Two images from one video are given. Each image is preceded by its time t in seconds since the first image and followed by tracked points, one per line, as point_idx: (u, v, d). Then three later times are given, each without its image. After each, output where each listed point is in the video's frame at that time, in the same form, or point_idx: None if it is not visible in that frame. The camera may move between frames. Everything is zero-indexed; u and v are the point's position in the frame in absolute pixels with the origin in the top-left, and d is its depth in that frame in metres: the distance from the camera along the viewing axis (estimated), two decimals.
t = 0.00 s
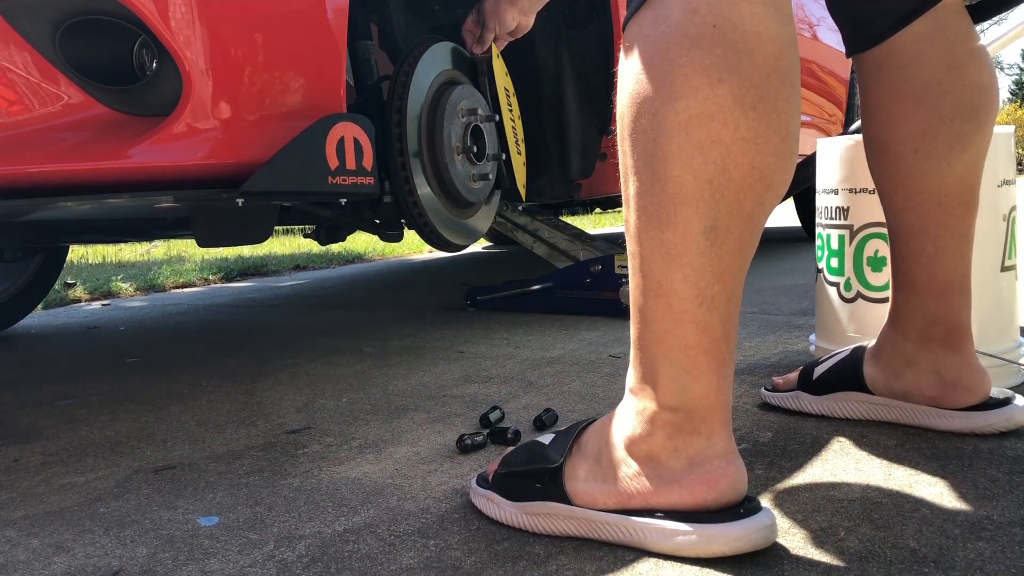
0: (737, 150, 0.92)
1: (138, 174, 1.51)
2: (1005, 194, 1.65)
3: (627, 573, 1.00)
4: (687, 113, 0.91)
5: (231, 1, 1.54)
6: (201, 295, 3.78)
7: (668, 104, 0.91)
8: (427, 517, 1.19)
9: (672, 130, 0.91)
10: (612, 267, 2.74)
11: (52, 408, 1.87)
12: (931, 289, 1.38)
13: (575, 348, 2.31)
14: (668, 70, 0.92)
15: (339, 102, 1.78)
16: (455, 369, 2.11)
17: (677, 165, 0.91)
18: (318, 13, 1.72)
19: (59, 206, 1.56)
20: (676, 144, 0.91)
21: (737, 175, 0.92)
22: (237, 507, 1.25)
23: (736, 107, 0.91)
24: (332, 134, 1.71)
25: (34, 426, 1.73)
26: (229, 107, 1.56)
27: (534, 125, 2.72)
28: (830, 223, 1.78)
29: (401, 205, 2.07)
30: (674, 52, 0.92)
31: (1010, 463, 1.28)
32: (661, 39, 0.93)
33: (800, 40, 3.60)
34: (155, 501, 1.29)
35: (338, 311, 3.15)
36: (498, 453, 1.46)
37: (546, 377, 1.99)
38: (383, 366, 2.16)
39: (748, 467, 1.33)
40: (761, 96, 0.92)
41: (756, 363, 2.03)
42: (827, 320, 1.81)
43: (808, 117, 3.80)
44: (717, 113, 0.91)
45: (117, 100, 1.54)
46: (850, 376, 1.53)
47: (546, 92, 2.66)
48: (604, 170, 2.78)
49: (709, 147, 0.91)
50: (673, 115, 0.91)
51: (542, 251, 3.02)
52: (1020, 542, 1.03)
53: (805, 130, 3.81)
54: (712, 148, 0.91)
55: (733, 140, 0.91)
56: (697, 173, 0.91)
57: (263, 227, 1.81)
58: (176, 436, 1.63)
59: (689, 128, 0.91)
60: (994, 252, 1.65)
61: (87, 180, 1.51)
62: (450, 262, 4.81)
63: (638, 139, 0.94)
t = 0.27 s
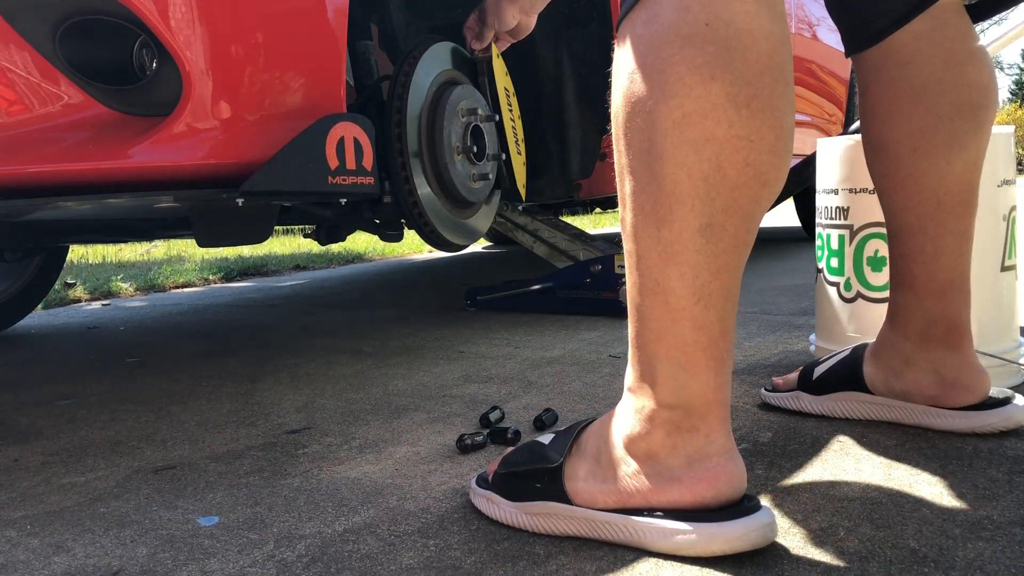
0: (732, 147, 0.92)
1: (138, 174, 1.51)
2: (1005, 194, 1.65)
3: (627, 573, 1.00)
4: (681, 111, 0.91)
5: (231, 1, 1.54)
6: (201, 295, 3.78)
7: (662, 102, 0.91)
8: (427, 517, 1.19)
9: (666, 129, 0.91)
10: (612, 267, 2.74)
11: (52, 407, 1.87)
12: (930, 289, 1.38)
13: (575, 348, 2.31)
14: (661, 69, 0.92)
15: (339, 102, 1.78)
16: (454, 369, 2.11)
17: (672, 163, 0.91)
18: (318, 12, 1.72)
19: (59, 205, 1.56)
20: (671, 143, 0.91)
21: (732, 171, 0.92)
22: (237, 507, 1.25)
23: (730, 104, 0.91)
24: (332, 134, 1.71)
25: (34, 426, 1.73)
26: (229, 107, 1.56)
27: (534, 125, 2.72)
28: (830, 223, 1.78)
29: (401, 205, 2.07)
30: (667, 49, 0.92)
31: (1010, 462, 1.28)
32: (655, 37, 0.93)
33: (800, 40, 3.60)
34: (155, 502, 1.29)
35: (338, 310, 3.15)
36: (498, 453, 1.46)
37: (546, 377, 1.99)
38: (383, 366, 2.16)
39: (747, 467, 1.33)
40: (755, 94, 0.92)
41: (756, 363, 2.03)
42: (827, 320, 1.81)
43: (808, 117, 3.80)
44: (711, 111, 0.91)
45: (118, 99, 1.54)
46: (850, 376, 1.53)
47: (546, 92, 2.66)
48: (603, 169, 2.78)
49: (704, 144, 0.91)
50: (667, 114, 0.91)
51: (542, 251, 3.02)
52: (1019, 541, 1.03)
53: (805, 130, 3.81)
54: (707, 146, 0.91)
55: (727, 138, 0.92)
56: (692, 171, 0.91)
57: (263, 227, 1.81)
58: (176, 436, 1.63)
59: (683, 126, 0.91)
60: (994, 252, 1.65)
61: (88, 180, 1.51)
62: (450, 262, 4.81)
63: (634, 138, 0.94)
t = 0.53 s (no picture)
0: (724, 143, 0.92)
1: (138, 174, 1.51)
2: (1005, 194, 1.65)
3: (627, 573, 1.00)
4: (673, 107, 0.91)
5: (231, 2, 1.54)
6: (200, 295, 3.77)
7: (653, 100, 0.91)
8: (427, 517, 1.19)
9: (656, 126, 0.91)
10: (612, 267, 2.74)
11: (52, 407, 1.87)
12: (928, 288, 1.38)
13: (575, 348, 2.31)
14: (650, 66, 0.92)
15: (339, 102, 1.78)
16: (454, 369, 2.11)
17: (664, 160, 0.92)
18: (318, 13, 1.72)
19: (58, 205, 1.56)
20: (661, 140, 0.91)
21: (727, 168, 0.92)
22: (237, 507, 1.25)
23: (721, 100, 0.92)
24: (332, 134, 1.71)
25: (35, 426, 1.73)
26: (228, 107, 1.56)
27: (534, 125, 2.72)
28: (830, 223, 1.78)
29: (401, 205, 2.07)
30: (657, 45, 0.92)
31: (1009, 463, 1.28)
32: (647, 34, 0.93)
33: (800, 40, 3.60)
34: (155, 502, 1.29)
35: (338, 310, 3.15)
36: (498, 453, 1.46)
37: (546, 377, 1.99)
38: (383, 366, 2.16)
39: (747, 467, 1.33)
40: (745, 89, 0.92)
41: (756, 363, 2.03)
42: (827, 320, 1.81)
43: (808, 116, 3.80)
44: (703, 107, 0.91)
45: (118, 99, 1.54)
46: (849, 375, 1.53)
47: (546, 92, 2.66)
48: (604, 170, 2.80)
49: (696, 140, 0.91)
50: (659, 110, 0.91)
51: (542, 251, 3.01)
52: (1019, 541, 1.03)
53: (805, 130, 3.81)
54: (699, 142, 0.91)
55: (719, 134, 0.92)
56: (686, 168, 0.91)
57: (263, 226, 1.81)
58: (176, 436, 1.63)
59: (674, 123, 0.91)
60: (994, 252, 1.65)
61: (88, 180, 1.51)
62: (450, 262, 4.81)
63: (624, 136, 0.94)
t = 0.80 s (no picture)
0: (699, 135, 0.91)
1: (138, 174, 1.51)
2: (1005, 193, 1.65)
3: (627, 573, 1.00)
4: (648, 102, 0.91)
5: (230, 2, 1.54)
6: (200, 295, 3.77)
7: (630, 95, 0.92)
8: (427, 517, 1.19)
9: (632, 121, 0.92)
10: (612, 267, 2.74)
11: (52, 407, 1.87)
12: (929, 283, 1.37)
13: (575, 348, 2.31)
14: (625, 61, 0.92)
15: (339, 102, 1.78)
16: (454, 369, 2.11)
17: (642, 154, 0.92)
18: (318, 13, 1.72)
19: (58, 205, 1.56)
20: (638, 134, 0.92)
21: (703, 159, 0.92)
22: (237, 507, 1.25)
23: (696, 93, 0.91)
24: (332, 134, 1.71)
25: (35, 426, 1.73)
26: (228, 107, 1.56)
27: (534, 125, 2.72)
28: (830, 223, 1.78)
29: (401, 205, 2.07)
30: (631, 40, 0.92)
31: (1009, 463, 1.28)
32: (624, 31, 0.93)
33: (800, 40, 3.60)
34: (155, 501, 1.29)
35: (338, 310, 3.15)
36: (498, 453, 1.46)
37: (546, 377, 1.99)
38: (383, 366, 2.16)
39: (747, 467, 1.33)
40: (719, 82, 0.92)
41: (756, 363, 2.03)
42: (827, 320, 1.81)
43: (807, 116, 3.81)
44: (677, 100, 0.91)
45: (118, 99, 1.54)
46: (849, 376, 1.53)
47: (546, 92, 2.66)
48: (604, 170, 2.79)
49: (671, 134, 0.91)
50: (634, 105, 0.91)
51: (542, 251, 3.01)
52: (1019, 541, 1.03)
53: (804, 130, 3.81)
54: (676, 135, 0.91)
55: (695, 126, 0.91)
56: (663, 161, 0.91)
57: (264, 226, 1.81)
58: (176, 436, 1.63)
59: (651, 117, 0.91)
60: (993, 252, 1.65)
61: (88, 180, 1.51)
62: (450, 262, 4.81)
63: (602, 132, 0.94)
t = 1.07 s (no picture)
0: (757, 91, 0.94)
1: (138, 174, 1.51)
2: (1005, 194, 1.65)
3: (627, 573, 1.00)
4: (715, 53, 0.92)
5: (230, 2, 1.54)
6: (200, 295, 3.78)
7: (693, 45, 0.92)
8: (427, 517, 1.19)
9: (695, 68, 0.92)
10: (612, 267, 2.74)
11: (52, 407, 1.87)
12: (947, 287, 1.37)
13: (575, 348, 2.31)
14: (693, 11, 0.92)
15: (339, 103, 1.78)
16: (454, 369, 2.11)
17: (698, 102, 0.92)
18: (318, 13, 1.72)
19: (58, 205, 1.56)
20: (697, 82, 0.92)
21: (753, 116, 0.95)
22: (237, 507, 1.25)
23: (759, 52, 0.93)
24: (332, 134, 1.71)
25: (35, 426, 1.73)
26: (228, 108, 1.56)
27: (534, 125, 2.72)
28: (830, 223, 1.78)
29: (401, 205, 2.07)
30: None
31: (1009, 463, 1.28)
32: None
33: (800, 40, 3.61)
34: (155, 501, 1.29)
35: (338, 310, 3.15)
36: (498, 453, 1.46)
37: (545, 377, 1.99)
38: (383, 366, 2.16)
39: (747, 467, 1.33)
40: (779, 43, 0.94)
41: (756, 363, 2.03)
42: (827, 321, 1.81)
43: (807, 117, 3.81)
44: (741, 57, 0.92)
45: (118, 99, 1.54)
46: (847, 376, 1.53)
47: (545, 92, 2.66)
48: (604, 170, 2.71)
49: (729, 86, 0.93)
50: (700, 53, 0.92)
51: (542, 250, 3.01)
52: (1019, 541, 1.03)
53: (804, 130, 3.82)
54: (734, 90, 0.93)
55: (752, 85, 0.93)
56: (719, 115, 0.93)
57: (264, 226, 1.81)
58: (176, 436, 1.63)
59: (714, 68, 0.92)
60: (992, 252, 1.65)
61: (88, 180, 1.51)
62: (450, 262, 4.82)
63: (652, 76, 0.94)
